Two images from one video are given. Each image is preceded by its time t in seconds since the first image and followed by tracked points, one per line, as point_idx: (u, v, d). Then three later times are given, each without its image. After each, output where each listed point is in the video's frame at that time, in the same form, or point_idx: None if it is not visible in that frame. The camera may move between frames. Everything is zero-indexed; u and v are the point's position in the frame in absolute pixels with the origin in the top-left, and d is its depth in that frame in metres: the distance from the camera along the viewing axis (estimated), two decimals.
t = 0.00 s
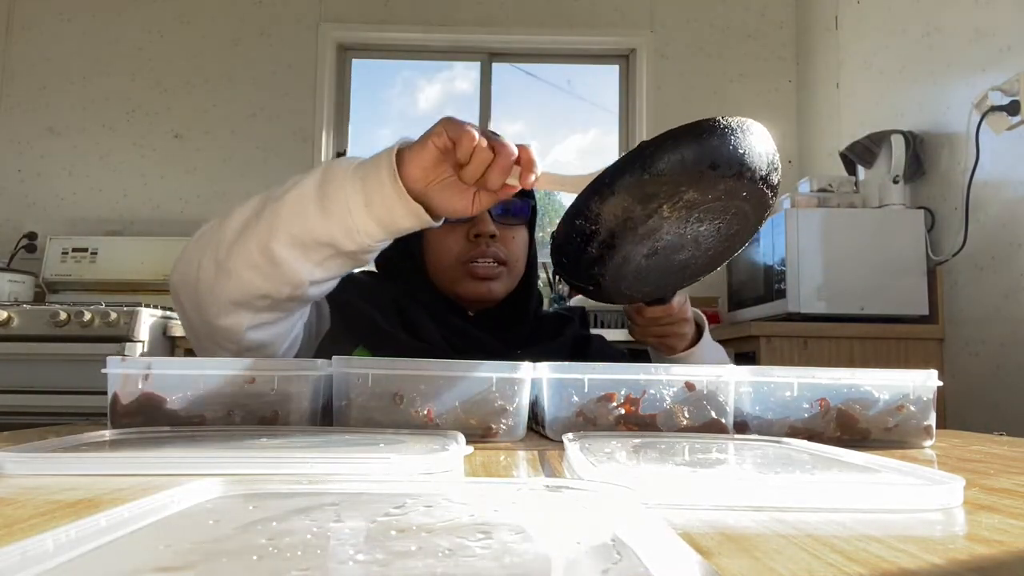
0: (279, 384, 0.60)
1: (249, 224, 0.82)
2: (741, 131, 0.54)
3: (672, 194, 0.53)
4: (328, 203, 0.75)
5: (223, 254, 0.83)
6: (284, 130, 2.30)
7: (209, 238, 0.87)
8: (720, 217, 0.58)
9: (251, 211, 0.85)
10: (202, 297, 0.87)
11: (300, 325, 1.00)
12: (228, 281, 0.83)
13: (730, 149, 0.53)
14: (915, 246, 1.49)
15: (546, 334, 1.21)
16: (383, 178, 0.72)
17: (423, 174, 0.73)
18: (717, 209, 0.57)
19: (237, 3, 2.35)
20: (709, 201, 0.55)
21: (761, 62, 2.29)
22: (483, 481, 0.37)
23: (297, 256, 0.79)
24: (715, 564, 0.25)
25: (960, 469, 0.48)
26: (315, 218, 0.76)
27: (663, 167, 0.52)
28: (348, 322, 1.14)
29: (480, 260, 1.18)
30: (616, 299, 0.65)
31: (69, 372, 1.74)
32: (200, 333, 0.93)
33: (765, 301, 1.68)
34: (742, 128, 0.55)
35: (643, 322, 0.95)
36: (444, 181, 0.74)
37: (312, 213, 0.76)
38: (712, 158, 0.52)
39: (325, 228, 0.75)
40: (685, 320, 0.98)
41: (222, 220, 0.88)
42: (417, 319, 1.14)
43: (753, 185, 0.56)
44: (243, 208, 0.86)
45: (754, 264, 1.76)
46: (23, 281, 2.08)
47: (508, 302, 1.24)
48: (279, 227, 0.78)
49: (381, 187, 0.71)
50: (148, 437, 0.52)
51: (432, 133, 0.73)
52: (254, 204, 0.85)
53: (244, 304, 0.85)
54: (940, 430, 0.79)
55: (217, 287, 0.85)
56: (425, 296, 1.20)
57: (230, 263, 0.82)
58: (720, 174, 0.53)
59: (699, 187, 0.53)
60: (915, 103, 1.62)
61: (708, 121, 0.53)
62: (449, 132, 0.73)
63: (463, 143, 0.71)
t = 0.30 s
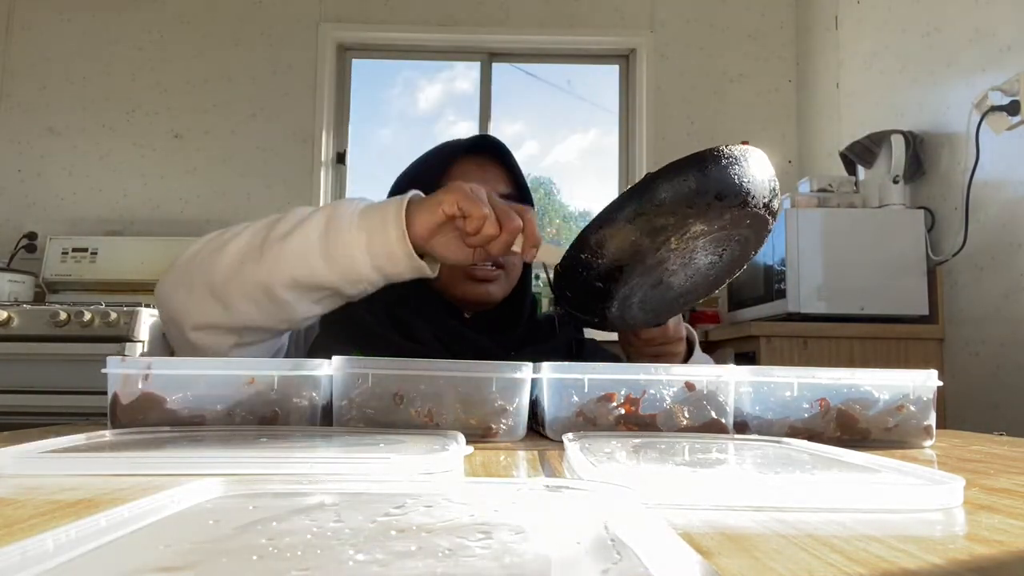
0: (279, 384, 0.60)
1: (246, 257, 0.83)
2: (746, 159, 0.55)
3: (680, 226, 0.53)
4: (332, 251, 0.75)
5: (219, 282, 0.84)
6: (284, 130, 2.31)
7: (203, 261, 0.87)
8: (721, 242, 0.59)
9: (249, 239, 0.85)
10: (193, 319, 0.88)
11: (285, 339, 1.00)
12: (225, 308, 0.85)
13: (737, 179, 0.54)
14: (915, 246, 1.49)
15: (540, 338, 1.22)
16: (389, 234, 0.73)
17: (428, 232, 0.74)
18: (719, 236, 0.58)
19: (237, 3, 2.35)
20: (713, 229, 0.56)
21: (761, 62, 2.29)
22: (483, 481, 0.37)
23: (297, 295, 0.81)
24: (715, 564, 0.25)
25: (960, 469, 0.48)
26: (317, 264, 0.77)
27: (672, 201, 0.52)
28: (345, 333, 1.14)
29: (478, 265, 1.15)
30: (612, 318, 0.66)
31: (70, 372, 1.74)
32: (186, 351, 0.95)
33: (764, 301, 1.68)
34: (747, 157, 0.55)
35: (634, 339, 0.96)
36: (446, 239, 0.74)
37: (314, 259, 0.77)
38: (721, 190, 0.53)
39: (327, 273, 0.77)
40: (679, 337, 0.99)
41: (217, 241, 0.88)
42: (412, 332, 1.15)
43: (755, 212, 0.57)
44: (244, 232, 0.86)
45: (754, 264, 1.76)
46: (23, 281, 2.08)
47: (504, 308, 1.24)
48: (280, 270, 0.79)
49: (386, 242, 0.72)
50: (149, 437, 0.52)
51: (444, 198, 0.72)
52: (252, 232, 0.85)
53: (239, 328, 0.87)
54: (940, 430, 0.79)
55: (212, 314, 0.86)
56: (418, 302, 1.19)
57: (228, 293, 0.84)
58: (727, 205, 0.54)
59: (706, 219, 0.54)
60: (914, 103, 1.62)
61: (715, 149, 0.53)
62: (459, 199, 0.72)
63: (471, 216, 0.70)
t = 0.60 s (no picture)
0: (279, 384, 0.60)
1: (280, 231, 0.83)
2: (722, 146, 0.56)
3: (659, 208, 0.53)
4: (361, 205, 0.76)
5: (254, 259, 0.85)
6: (284, 130, 2.30)
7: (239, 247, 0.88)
8: (705, 234, 0.59)
9: (282, 219, 0.86)
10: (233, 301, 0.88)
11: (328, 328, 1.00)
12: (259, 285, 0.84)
13: (713, 164, 0.54)
14: (915, 246, 1.49)
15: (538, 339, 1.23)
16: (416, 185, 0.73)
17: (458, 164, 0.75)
18: (702, 225, 0.58)
19: (237, 3, 2.35)
20: (695, 217, 0.56)
21: (761, 62, 2.29)
22: (483, 482, 0.37)
23: (329, 259, 0.79)
24: (715, 565, 0.25)
25: (960, 469, 0.48)
26: (347, 223, 0.77)
27: (646, 181, 0.53)
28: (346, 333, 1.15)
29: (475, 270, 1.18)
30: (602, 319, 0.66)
31: (70, 372, 1.74)
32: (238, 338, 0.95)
33: (764, 300, 1.68)
34: (723, 145, 0.56)
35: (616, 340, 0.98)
36: (475, 171, 0.75)
37: (342, 217, 0.77)
38: (697, 173, 0.53)
39: (355, 229, 0.77)
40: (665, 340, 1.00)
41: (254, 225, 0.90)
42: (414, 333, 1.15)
43: (736, 202, 0.57)
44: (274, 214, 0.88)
45: (754, 264, 1.76)
46: (23, 281, 2.08)
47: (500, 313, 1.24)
48: (311, 231, 0.79)
49: (414, 193, 0.73)
50: (149, 437, 0.52)
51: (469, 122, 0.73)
52: (285, 210, 0.86)
53: (276, 308, 0.85)
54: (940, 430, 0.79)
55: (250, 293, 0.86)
56: (418, 302, 1.20)
57: (262, 268, 0.83)
58: (706, 189, 0.54)
59: (686, 202, 0.54)
60: (915, 103, 1.62)
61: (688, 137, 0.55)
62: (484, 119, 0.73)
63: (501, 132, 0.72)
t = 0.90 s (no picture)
0: (279, 384, 0.60)
1: (277, 253, 0.82)
2: (713, 128, 0.57)
3: (665, 192, 0.53)
4: (358, 246, 0.74)
5: (249, 275, 0.84)
6: (283, 130, 2.30)
7: (238, 255, 0.87)
8: (706, 223, 0.59)
9: (284, 235, 0.84)
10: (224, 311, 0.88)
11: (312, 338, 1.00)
12: (253, 302, 0.85)
13: (708, 145, 0.55)
14: (916, 246, 1.49)
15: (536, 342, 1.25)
16: (417, 235, 0.71)
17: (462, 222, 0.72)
18: (703, 210, 0.58)
19: (238, 3, 2.35)
20: (696, 201, 0.56)
21: (761, 62, 2.30)
22: (483, 481, 0.37)
23: (323, 292, 0.79)
24: (715, 565, 0.25)
25: (961, 469, 0.48)
26: (343, 262, 0.75)
27: (651, 166, 0.53)
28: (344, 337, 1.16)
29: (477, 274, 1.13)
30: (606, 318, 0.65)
31: (70, 372, 1.74)
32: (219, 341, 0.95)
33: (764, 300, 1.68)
34: (713, 127, 0.57)
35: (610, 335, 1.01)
36: (479, 232, 0.73)
37: (340, 254, 0.75)
38: (693, 154, 0.54)
39: (352, 270, 0.75)
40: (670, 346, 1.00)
41: (253, 236, 0.88)
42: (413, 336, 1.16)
43: (730, 183, 0.58)
44: (278, 227, 0.86)
45: (754, 264, 1.76)
46: (23, 281, 2.08)
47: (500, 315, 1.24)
48: (308, 264, 0.78)
49: (415, 243, 0.71)
50: (149, 437, 0.52)
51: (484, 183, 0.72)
52: (286, 228, 0.85)
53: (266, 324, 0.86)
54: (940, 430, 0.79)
55: (241, 305, 0.86)
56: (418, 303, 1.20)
57: (258, 288, 0.83)
58: (703, 170, 0.54)
59: (688, 184, 0.54)
60: (914, 103, 1.62)
61: (679, 121, 0.56)
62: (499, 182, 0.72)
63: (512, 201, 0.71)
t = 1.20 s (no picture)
0: (279, 385, 0.60)
1: (240, 260, 0.82)
2: (707, 124, 0.57)
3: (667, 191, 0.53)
4: (314, 242, 0.74)
5: (217, 285, 0.84)
6: (283, 130, 2.30)
7: (205, 268, 0.87)
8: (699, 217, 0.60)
9: (246, 242, 0.84)
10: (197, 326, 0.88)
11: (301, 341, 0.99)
12: (222, 314, 0.84)
13: (703, 143, 0.55)
14: (916, 246, 1.49)
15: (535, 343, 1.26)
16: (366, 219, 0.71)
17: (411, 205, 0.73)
18: (698, 204, 0.58)
19: (238, 3, 2.35)
20: (693, 198, 0.56)
21: (761, 61, 2.30)
22: (483, 481, 0.37)
23: (287, 293, 0.79)
24: (716, 565, 0.25)
25: (961, 469, 0.48)
26: (301, 260, 0.75)
27: (650, 167, 0.52)
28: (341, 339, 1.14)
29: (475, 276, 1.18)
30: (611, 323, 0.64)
31: (70, 372, 1.74)
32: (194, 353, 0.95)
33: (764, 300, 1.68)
34: (707, 123, 0.57)
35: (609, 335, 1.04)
36: (430, 210, 0.73)
37: (297, 254, 0.75)
38: (690, 151, 0.54)
39: (309, 265, 0.75)
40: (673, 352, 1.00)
41: (218, 248, 0.88)
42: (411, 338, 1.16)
43: (725, 178, 0.58)
44: (238, 235, 0.86)
45: (754, 264, 1.76)
46: (23, 281, 2.08)
47: (500, 316, 1.24)
48: (268, 266, 0.78)
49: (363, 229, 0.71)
50: (149, 437, 0.52)
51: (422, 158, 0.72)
52: (246, 235, 0.85)
53: (237, 334, 0.86)
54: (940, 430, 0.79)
55: (211, 317, 0.86)
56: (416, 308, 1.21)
57: (225, 296, 0.83)
58: (699, 166, 0.54)
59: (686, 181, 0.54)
60: (914, 104, 1.62)
61: (673, 120, 0.55)
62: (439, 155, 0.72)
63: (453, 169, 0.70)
